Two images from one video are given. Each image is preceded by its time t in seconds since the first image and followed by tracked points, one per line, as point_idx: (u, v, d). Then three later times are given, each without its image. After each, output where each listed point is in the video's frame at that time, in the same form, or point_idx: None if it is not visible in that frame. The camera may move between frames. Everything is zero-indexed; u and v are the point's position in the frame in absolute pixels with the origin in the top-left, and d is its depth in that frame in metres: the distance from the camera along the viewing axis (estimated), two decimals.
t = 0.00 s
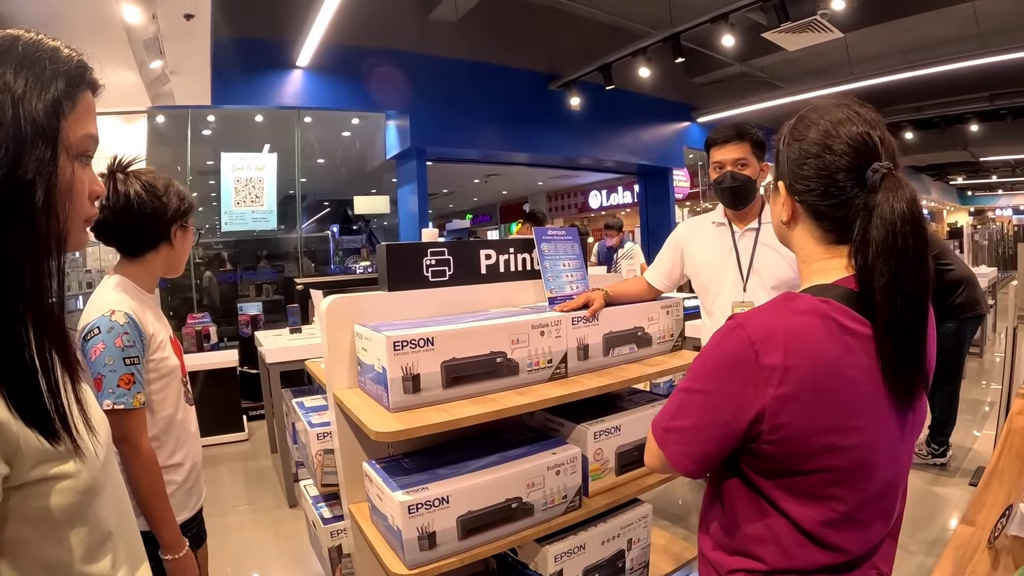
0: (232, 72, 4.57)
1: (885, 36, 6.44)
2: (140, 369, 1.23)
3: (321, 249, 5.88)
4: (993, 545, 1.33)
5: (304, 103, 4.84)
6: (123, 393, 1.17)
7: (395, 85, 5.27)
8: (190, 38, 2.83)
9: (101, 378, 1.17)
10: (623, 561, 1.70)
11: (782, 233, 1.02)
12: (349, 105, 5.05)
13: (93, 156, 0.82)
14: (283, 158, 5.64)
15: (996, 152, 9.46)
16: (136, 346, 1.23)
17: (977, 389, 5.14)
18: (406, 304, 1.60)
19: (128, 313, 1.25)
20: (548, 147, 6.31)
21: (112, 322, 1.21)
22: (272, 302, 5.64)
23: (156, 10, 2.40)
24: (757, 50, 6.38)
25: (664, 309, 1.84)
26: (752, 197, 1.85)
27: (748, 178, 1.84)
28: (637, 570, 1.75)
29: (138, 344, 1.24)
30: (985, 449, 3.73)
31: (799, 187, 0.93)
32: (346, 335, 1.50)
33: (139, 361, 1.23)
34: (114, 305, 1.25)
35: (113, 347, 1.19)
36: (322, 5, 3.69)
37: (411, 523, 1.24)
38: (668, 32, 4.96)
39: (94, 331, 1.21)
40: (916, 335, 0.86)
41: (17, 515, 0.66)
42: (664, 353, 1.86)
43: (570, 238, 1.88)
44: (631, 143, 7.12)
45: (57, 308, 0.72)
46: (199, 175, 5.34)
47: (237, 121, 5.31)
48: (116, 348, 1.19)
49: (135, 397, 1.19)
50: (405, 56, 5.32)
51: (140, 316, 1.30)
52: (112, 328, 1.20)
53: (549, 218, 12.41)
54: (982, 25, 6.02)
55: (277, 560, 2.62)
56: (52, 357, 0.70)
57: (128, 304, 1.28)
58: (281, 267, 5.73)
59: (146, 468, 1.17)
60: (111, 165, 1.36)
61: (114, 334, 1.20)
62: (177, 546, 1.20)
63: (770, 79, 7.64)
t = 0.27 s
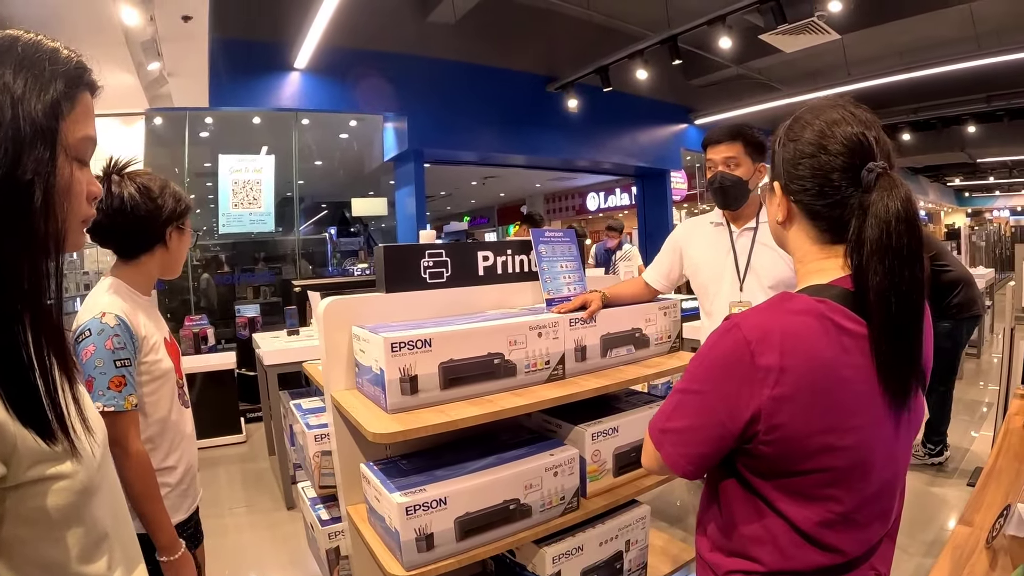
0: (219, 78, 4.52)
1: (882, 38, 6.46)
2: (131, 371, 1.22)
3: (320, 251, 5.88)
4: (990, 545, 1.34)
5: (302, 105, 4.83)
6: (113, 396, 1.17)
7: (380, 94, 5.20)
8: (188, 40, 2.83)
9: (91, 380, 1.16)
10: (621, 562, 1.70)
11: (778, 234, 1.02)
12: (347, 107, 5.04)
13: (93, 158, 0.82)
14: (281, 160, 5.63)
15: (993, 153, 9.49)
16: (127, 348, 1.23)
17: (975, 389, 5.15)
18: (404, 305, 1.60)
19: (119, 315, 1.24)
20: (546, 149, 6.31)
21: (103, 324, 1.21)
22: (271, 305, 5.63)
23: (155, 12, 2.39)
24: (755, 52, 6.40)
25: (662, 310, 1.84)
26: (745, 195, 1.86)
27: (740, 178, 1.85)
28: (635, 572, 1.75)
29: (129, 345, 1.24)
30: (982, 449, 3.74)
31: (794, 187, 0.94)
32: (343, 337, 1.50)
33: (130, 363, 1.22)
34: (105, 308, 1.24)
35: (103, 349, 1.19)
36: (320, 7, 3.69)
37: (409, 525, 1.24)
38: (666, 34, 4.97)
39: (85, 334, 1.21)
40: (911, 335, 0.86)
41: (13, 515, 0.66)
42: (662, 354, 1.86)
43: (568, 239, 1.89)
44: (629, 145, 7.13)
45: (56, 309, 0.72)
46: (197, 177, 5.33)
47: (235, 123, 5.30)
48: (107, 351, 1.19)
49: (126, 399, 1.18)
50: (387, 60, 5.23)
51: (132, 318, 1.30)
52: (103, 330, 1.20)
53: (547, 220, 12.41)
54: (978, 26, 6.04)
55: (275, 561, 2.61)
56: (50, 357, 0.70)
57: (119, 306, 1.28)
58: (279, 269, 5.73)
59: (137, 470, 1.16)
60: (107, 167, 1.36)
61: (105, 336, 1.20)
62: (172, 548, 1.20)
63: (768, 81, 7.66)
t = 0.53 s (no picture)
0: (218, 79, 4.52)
1: (880, 40, 6.49)
2: (132, 373, 1.22)
3: (318, 253, 5.87)
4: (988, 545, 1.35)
5: (301, 107, 4.83)
6: (114, 397, 1.16)
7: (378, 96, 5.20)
8: (187, 42, 2.83)
9: (92, 382, 1.16)
10: (622, 564, 1.70)
11: (780, 237, 1.02)
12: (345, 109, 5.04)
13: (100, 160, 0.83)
14: (280, 162, 5.63)
15: (989, 155, 9.53)
16: (128, 350, 1.23)
17: (973, 390, 5.17)
18: (405, 307, 1.60)
19: (121, 317, 1.24)
20: (544, 151, 6.32)
21: (105, 326, 1.21)
22: (269, 307, 5.62)
23: (155, 14, 2.39)
24: (753, 54, 6.43)
25: (661, 312, 1.85)
26: (736, 198, 1.83)
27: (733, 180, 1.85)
28: (636, 573, 1.75)
29: (130, 347, 1.23)
30: (980, 450, 3.75)
31: (796, 190, 0.94)
32: (345, 338, 1.50)
33: (131, 365, 1.22)
34: (107, 309, 1.24)
35: (104, 351, 1.19)
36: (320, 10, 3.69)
37: (411, 526, 1.24)
38: (664, 36, 4.98)
39: (86, 335, 1.21)
40: (912, 336, 0.87)
41: (21, 518, 0.66)
42: (662, 356, 1.86)
43: (568, 241, 1.89)
44: (627, 147, 7.14)
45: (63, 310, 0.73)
46: (196, 179, 5.32)
47: (234, 125, 5.30)
48: (108, 352, 1.19)
49: (128, 401, 1.18)
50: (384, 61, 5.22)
51: (134, 319, 1.30)
52: (104, 332, 1.20)
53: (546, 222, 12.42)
54: (976, 28, 6.07)
55: (275, 564, 2.60)
56: (57, 358, 0.71)
57: (121, 308, 1.27)
58: (277, 271, 5.72)
59: (138, 472, 1.16)
60: (110, 168, 1.37)
61: (107, 338, 1.20)
62: (172, 551, 1.19)
63: (766, 83, 7.69)
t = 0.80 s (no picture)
0: (227, 73, 4.55)
1: (878, 42, 6.52)
2: (137, 373, 1.23)
3: (317, 255, 5.87)
4: (988, 545, 1.35)
5: (300, 109, 4.83)
6: (119, 398, 1.17)
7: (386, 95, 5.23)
8: (187, 43, 2.84)
9: (97, 382, 1.16)
10: (623, 564, 1.70)
11: (781, 238, 1.03)
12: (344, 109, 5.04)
13: (107, 161, 0.83)
14: (278, 163, 5.62)
15: (987, 157, 9.57)
16: (133, 351, 1.23)
17: (971, 391, 5.18)
18: (407, 309, 1.60)
19: (126, 318, 1.25)
20: (542, 153, 6.32)
21: (110, 326, 1.21)
22: (268, 308, 5.62)
23: (155, 16, 2.39)
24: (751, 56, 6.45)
25: (661, 313, 1.85)
26: (737, 199, 1.84)
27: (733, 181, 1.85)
28: (637, 573, 1.75)
29: (135, 347, 1.24)
30: (978, 450, 3.76)
31: (797, 193, 0.94)
32: (346, 340, 1.50)
33: (136, 365, 1.23)
34: (112, 309, 1.25)
35: (110, 351, 1.19)
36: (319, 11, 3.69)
37: (414, 527, 1.24)
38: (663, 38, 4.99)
39: (91, 335, 1.21)
40: (912, 337, 0.87)
41: (29, 520, 0.66)
42: (662, 357, 1.87)
43: (568, 243, 1.89)
44: (626, 149, 7.15)
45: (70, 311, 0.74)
46: (194, 180, 5.32)
47: (233, 126, 5.31)
48: (113, 353, 1.19)
49: (132, 402, 1.18)
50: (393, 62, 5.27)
51: (138, 320, 1.30)
52: (110, 332, 1.20)
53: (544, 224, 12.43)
54: (972, 31, 6.10)
55: (275, 565, 2.60)
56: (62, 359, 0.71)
57: (125, 308, 1.28)
58: (276, 273, 5.72)
59: (143, 472, 1.16)
60: (111, 170, 1.36)
61: (112, 338, 1.20)
62: (173, 551, 1.18)
63: (764, 85, 7.71)
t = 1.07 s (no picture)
0: (231, 78, 4.56)
1: (876, 44, 6.54)
2: (139, 373, 1.23)
3: (314, 256, 5.87)
4: (985, 544, 1.35)
5: (298, 110, 4.83)
6: (122, 398, 1.17)
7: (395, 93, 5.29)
8: (186, 45, 2.84)
9: (100, 383, 1.16)
10: (621, 564, 1.70)
11: (778, 239, 1.03)
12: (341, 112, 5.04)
13: (110, 162, 0.83)
14: (277, 164, 5.62)
15: (984, 158, 9.61)
16: (135, 351, 1.24)
17: (968, 392, 5.20)
18: (406, 310, 1.60)
19: (127, 318, 1.25)
20: (541, 154, 6.32)
21: (112, 327, 1.21)
22: (266, 310, 5.64)
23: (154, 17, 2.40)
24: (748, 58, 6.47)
25: (660, 314, 1.85)
26: (749, 198, 1.86)
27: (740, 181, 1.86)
28: (635, 573, 1.75)
29: (137, 348, 1.24)
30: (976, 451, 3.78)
31: (796, 194, 0.95)
32: (346, 340, 1.50)
33: (138, 365, 1.23)
34: (113, 310, 1.25)
35: (112, 352, 1.19)
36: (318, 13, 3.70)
37: (414, 527, 1.24)
38: (660, 40, 5.00)
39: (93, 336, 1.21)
40: (908, 337, 0.88)
41: (34, 519, 0.67)
42: (660, 358, 1.87)
43: (567, 244, 1.89)
44: (623, 150, 7.16)
45: (74, 312, 0.74)
46: (192, 181, 5.31)
47: (231, 128, 5.31)
48: (115, 353, 1.19)
49: (135, 402, 1.19)
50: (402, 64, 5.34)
51: (139, 320, 1.30)
52: (111, 333, 1.20)
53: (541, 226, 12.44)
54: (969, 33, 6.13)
55: (274, 566, 2.60)
56: (67, 359, 0.72)
57: (126, 309, 1.28)
58: (274, 274, 5.71)
59: (146, 472, 1.16)
60: (110, 171, 1.36)
61: (114, 339, 1.20)
62: (178, 551, 1.19)
63: (762, 86, 7.74)
